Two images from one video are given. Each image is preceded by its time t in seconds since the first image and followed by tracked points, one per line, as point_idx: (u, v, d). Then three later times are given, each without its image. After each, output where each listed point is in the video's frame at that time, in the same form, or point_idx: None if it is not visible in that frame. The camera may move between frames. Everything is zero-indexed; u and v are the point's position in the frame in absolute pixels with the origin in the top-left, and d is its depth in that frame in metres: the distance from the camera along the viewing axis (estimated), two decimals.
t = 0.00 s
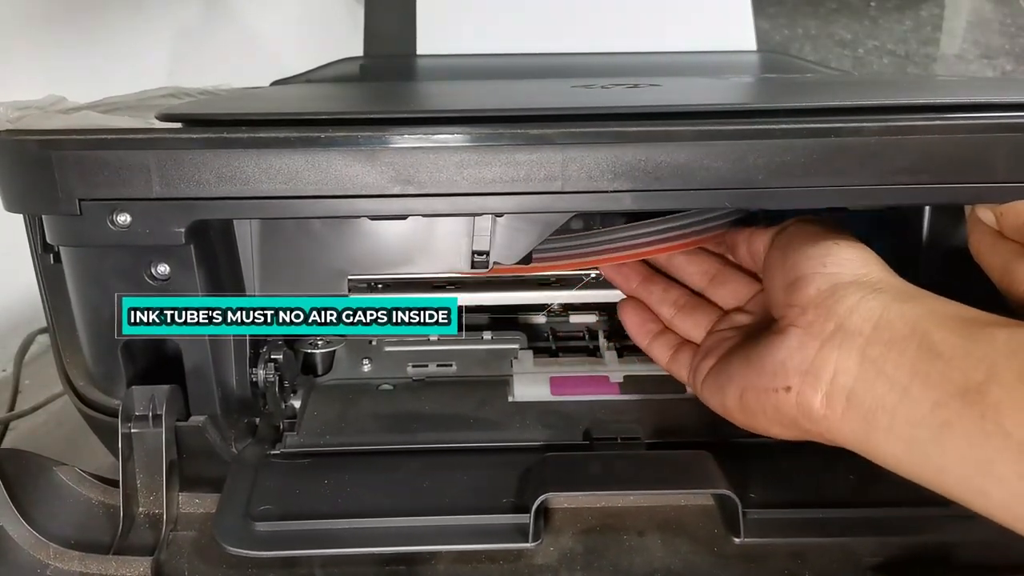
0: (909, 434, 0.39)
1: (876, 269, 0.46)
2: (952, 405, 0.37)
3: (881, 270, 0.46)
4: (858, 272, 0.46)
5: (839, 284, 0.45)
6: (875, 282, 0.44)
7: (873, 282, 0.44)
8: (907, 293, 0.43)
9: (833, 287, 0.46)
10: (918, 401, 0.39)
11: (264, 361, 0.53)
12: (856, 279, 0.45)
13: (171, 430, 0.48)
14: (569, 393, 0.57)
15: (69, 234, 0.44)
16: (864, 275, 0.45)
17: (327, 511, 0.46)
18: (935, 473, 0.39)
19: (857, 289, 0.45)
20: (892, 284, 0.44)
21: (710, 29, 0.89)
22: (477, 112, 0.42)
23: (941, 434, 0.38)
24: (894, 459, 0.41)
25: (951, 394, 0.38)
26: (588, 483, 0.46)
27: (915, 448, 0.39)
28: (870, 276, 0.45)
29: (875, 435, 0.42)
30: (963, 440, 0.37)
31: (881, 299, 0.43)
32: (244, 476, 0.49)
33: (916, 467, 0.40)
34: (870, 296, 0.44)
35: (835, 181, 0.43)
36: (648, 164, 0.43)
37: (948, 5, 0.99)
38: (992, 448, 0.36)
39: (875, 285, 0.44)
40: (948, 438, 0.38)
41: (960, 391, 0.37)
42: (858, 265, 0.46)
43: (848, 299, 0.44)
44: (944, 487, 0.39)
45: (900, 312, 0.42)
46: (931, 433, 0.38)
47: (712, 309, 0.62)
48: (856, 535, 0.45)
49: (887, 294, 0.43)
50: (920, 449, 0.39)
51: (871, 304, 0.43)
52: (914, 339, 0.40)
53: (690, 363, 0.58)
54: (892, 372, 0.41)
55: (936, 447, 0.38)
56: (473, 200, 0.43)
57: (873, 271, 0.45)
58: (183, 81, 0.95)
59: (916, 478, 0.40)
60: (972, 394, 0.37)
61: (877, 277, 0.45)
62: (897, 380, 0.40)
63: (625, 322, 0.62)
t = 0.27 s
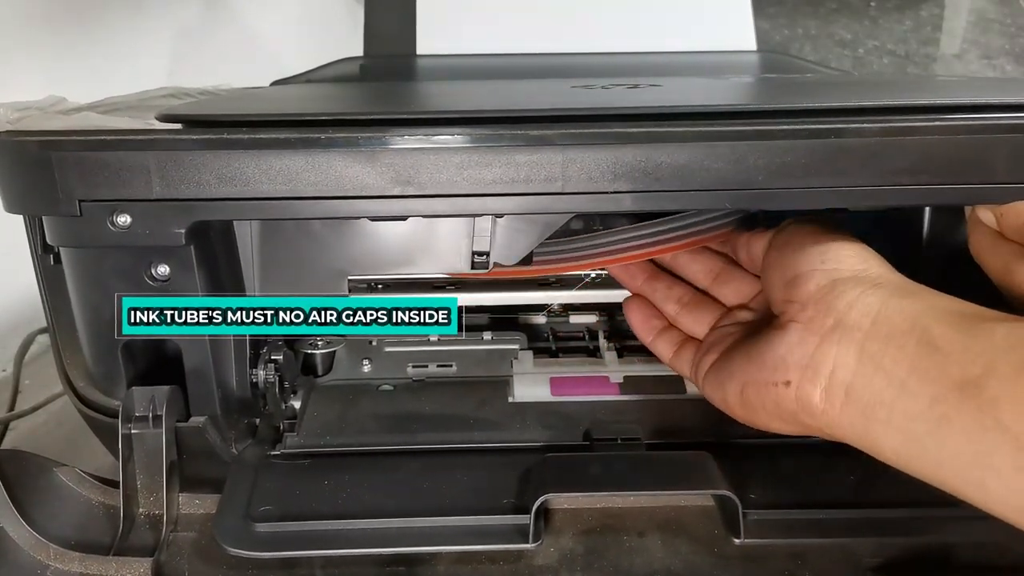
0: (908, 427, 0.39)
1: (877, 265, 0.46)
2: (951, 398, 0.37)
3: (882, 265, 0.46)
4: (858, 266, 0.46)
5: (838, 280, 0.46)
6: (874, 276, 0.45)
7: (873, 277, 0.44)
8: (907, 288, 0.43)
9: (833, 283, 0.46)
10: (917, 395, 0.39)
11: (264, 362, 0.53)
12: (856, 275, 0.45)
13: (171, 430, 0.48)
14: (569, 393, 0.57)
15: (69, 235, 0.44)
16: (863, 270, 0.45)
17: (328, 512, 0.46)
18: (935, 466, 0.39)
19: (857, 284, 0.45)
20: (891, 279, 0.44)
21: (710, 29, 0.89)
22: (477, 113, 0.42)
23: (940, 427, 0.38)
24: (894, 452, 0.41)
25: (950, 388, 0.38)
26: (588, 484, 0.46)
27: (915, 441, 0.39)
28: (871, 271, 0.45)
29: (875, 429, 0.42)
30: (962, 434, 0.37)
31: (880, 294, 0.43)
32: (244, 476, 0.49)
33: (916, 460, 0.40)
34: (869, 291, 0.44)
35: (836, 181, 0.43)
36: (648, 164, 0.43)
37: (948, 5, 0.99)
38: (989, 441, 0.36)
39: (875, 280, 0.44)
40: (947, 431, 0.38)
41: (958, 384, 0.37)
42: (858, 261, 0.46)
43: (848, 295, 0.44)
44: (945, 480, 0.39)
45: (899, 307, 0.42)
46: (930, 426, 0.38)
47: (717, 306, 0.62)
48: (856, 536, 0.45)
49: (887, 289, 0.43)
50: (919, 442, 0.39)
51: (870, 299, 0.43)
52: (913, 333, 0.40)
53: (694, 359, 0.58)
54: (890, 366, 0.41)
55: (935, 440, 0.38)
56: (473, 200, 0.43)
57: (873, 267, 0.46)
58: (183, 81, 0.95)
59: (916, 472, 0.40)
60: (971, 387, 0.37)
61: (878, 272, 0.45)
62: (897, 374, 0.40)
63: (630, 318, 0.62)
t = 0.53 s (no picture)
0: (908, 430, 0.39)
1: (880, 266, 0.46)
2: (949, 400, 0.37)
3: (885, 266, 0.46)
4: (860, 267, 0.46)
5: (840, 280, 0.46)
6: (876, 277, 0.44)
7: (875, 277, 0.44)
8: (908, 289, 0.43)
9: (835, 282, 0.46)
10: (916, 397, 0.39)
11: (264, 362, 0.53)
12: (859, 275, 0.45)
13: (171, 430, 0.48)
14: (569, 393, 0.57)
15: (69, 235, 0.44)
16: (867, 271, 0.45)
17: (327, 512, 0.46)
18: (934, 468, 0.39)
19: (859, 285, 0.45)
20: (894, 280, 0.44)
21: (710, 29, 0.89)
22: (477, 113, 0.42)
23: (939, 430, 0.38)
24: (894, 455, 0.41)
25: (948, 391, 0.38)
26: (588, 484, 0.45)
27: (914, 444, 0.39)
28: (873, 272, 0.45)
29: (874, 431, 0.42)
30: (960, 436, 0.37)
31: (881, 295, 0.43)
32: (244, 476, 0.49)
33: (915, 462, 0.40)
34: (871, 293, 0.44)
35: (836, 181, 0.43)
36: (648, 164, 0.43)
37: (948, 5, 0.99)
38: (987, 445, 0.36)
39: (878, 281, 0.44)
40: (945, 433, 0.38)
41: (957, 387, 0.37)
42: (861, 261, 0.46)
43: (850, 297, 0.44)
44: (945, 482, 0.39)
45: (900, 308, 0.42)
46: (929, 429, 0.38)
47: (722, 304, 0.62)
48: (856, 536, 0.45)
49: (888, 290, 0.43)
50: (918, 445, 0.39)
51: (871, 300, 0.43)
52: (912, 335, 0.40)
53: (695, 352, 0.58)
54: (890, 368, 0.41)
55: (934, 442, 0.38)
56: (473, 200, 0.43)
57: (875, 267, 0.45)
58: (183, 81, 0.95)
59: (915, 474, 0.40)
60: (969, 389, 0.37)
61: (881, 272, 0.45)
62: (896, 377, 0.40)
63: (635, 310, 0.61)
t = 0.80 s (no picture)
0: (922, 450, 0.37)
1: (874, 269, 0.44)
2: (960, 420, 0.35)
3: (873, 270, 0.43)
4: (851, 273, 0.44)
5: (832, 292, 0.43)
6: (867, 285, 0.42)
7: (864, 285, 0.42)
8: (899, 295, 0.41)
9: (827, 296, 0.43)
10: (928, 417, 0.37)
11: (264, 362, 0.53)
12: (848, 284, 0.43)
13: (171, 431, 0.48)
14: (568, 394, 0.57)
15: (68, 235, 0.44)
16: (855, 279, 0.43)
17: (327, 512, 0.46)
18: (950, 490, 0.37)
19: (849, 295, 0.42)
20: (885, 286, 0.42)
21: (711, 29, 0.89)
22: (477, 113, 0.42)
23: (954, 451, 0.36)
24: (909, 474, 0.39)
25: (958, 409, 0.35)
26: (588, 484, 0.45)
27: (932, 466, 0.37)
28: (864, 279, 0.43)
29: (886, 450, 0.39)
30: (980, 458, 0.35)
31: (872, 305, 0.41)
32: (244, 477, 0.49)
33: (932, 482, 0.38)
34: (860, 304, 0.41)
35: (836, 182, 0.43)
36: (648, 165, 0.43)
37: (948, 5, 0.99)
38: (1000, 462, 0.34)
39: (865, 290, 0.42)
40: (963, 456, 0.35)
41: (969, 405, 0.35)
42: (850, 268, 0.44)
43: (840, 309, 0.42)
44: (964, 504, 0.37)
45: (893, 319, 0.39)
46: (942, 449, 0.36)
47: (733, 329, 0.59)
48: (856, 537, 0.45)
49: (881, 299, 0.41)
50: (936, 466, 0.37)
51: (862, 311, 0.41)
52: (913, 349, 0.38)
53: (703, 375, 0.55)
54: (896, 385, 0.38)
55: (947, 463, 0.36)
56: (473, 201, 0.43)
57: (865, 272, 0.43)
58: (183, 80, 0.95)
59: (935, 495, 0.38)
60: (982, 408, 0.35)
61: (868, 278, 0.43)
62: (902, 394, 0.38)
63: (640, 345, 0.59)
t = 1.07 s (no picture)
0: None
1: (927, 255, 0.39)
2: None
3: (936, 252, 0.37)
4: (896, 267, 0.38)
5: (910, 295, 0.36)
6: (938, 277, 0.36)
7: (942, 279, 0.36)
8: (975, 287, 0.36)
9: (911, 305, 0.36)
10: None
11: (263, 362, 0.53)
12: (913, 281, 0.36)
13: (171, 432, 0.48)
14: (569, 394, 0.57)
15: (68, 237, 0.44)
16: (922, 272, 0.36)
17: (327, 513, 0.46)
18: None
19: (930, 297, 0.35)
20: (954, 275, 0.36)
21: (711, 29, 0.89)
22: (476, 115, 0.42)
23: None
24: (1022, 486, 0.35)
25: None
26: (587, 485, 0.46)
27: None
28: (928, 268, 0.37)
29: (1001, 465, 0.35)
30: None
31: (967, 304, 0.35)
32: (244, 477, 0.49)
33: None
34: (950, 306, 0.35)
35: (835, 183, 0.43)
36: (647, 166, 0.42)
37: (948, 5, 0.99)
38: None
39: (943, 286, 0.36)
40: None
41: None
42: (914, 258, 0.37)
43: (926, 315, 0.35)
44: None
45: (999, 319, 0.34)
46: None
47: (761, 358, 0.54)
48: (855, 538, 0.45)
49: (968, 288, 0.35)
50: None
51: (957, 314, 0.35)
52: None
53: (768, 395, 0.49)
54: None
55: None
56: (472, 202, 0.43)
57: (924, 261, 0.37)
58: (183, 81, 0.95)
59: None
60: None
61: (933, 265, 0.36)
62: None
63: (693, 379, 0.51)
